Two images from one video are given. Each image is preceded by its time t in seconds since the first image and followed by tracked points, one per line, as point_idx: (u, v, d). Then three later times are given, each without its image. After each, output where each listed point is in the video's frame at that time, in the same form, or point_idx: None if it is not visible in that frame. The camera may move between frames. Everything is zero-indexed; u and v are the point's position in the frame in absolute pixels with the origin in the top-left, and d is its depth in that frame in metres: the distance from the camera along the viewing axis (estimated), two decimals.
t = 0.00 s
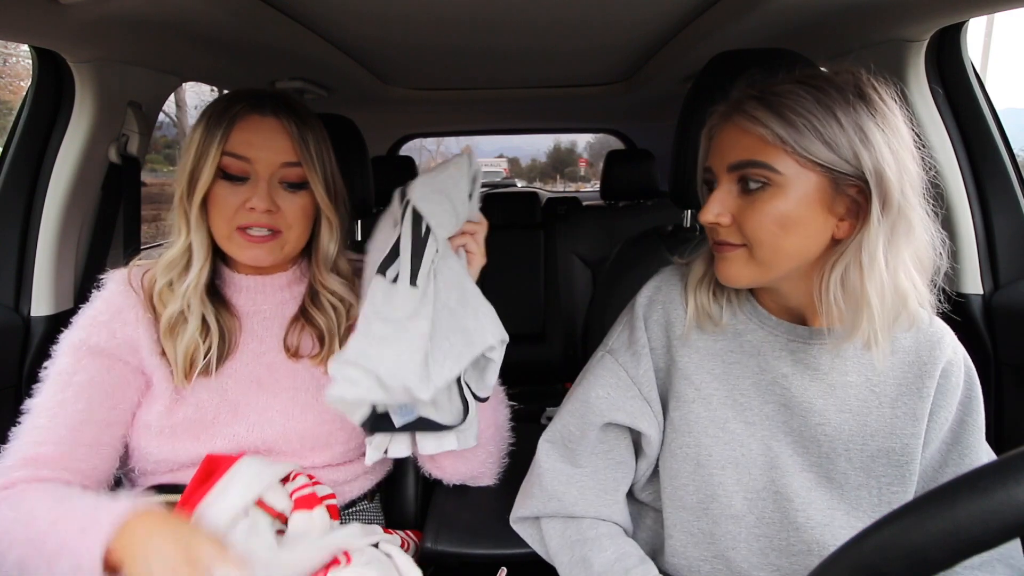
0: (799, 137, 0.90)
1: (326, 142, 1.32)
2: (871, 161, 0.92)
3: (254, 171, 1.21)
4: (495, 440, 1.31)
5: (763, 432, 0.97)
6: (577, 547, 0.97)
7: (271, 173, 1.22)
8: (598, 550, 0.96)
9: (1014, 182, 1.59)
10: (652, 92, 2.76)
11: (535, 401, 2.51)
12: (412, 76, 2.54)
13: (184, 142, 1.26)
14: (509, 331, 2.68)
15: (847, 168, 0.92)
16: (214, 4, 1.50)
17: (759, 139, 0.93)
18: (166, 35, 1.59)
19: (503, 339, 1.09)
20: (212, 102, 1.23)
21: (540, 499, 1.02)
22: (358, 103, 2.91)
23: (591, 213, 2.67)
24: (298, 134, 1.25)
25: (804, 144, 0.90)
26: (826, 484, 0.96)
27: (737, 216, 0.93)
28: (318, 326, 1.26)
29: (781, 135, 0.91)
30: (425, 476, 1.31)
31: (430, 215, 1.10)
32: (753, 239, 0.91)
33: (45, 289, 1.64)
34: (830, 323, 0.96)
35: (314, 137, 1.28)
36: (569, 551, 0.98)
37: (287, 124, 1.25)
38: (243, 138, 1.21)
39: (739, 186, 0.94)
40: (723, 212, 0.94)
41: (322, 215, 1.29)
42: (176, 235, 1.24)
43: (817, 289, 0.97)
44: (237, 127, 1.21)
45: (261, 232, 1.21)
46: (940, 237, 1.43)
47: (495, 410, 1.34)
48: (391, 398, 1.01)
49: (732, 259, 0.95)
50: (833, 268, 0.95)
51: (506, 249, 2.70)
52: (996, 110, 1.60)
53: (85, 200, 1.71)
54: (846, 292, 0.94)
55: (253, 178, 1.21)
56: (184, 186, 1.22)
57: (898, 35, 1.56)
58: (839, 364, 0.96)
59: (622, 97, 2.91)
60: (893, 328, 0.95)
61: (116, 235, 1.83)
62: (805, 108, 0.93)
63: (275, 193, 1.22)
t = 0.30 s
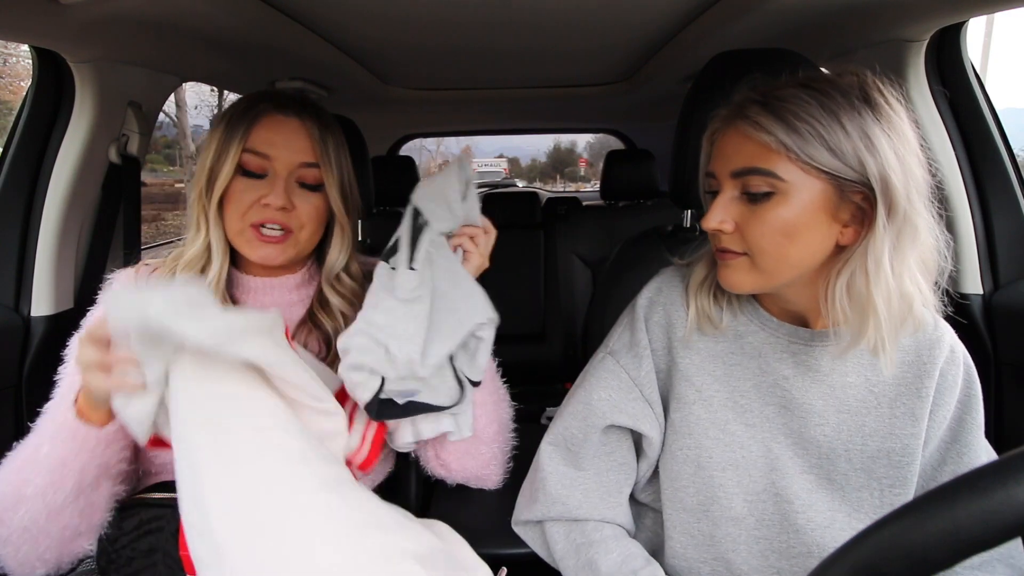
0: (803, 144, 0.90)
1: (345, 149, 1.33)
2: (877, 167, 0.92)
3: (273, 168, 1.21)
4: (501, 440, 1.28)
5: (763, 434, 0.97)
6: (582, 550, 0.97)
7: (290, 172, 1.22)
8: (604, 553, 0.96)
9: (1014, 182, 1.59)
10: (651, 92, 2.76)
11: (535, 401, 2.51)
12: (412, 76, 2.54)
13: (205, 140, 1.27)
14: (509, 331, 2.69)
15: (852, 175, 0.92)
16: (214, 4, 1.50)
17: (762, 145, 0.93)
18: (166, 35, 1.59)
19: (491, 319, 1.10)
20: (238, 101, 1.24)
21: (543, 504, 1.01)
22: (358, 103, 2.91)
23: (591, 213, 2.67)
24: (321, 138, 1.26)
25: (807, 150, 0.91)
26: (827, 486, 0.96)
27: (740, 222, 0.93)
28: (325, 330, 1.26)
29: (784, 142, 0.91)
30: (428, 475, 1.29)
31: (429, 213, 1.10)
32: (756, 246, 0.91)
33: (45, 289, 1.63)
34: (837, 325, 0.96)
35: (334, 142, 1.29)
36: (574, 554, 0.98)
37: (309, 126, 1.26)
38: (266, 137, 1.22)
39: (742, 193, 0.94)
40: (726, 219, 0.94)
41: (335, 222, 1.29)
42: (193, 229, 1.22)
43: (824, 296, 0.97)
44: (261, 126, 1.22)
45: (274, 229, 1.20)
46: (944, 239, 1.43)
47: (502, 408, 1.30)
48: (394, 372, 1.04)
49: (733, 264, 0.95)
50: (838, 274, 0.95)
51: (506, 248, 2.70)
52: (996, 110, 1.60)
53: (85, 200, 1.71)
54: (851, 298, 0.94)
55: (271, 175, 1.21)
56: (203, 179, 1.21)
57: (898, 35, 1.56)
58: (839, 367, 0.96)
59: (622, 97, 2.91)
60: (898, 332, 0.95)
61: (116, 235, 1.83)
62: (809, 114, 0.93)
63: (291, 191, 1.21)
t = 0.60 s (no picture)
0: (804, 144, 0.90)
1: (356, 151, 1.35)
2: (877, 168, 0.92)
3: (286, 160, 1.22)
4: (502, 445, 1.29)
5: (763, 436, 0.97)
6: (583, 553, 0.97)
7: (302, 165, 1.23)
8: (603, 556, 0.95)
9: (1014, 182, 1.59)
10: (651, 92, 2.76)
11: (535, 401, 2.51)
12: (412, 76, 2.54)
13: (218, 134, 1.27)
14: (509, 331, 2.69)
15: (853, 176, 0.92)
16: (214, 4, 1.50)
17: (762, 146, 0.93)
18: (165, 35, 1.59)
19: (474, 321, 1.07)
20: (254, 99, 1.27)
21: (543, 506, 1.01)
22: (358, 103, 2.91)
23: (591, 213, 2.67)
24: (334, 132, 1.28)
25: (808, 151, 0.90)
26: (826, 488, 0.96)
27: (740, 222, 0.93)
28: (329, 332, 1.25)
29: (784, 141, 0.91)
30: (428, 478, 1.30)
31: (422, 212, 1.19)
32: (756, 245, 0.91)
33: (45, 289, 1.63)
34: (836, 326, 0.96)
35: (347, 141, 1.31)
36: (575, 557, 0.97)
37: (324, 124, 1.28)
38: (280, 129, 1.23)
39: (744, 192, 0.94)
40: (726, 218, 0.94)
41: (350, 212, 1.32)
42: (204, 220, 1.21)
43: (824, 298, 0.97)
44: (275, 120, 1.24)
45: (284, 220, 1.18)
46: (945, 242, 1.43)
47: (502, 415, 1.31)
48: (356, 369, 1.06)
49: (732, 265, 0.95)
50: (838, 277, 0.95)
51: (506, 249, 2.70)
52: (996, 110, 1.60)
53: (85, 200, 1.71)
54: (851, 300, 0.94)
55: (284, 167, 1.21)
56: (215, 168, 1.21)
57: (898, 35, 1.56)
58: (840, 368, 0.96)
59: (622, 97, 2.91)
60: (898, 335, 0.95)
61: (116, 235, 1.83)
62: (810, 114, 0.93)
63: (302, 182, 1.21)
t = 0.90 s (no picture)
0: (804, 144, 0.90)
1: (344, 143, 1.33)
2: (877, 168, 0.92)
3: (269, 159, 1.22)
4: (500, 444, 1.29)
5: (763, 437, 0.97)
6: (583, 554, 0.97)
7: (285, 162, 1.23)
8: (604, 556, 0.96)
9: (1014, 182, 1.59)
10: (651, 92, 2.76)
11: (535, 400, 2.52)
12: (412, 76, 2.54)
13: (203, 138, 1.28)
14: (510, 331, 2.68)
15: (854, 176, 0.92)
16: (213, 4, 1.50)
17: (763, 145, 0.93)
18: (166, 35, 1.59)
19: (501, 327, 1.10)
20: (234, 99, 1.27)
21: (544, 506, 1.01)
22: (358, 103, 2.91)
23: (591, 213, 2.67)
24: (317, 127, 1.27)
25: (809, 151, 0.90)
26: (827, 488, 0.96)
27: (740, 222, 0.93)
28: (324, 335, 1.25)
29: (785, 141, 0.91)
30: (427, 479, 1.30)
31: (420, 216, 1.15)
32: (756, 246, 0.91)
33: (45, 289, 1.63)
34: (836, 326, 0.96)
35: (332, 134, 1.29)
36: (575, 558, 0.97)
37: (306, 116, 1.27)
38: (261, 128, 1.22)
39: (744, 192, 0.94)
40: (726, 218, 0.94)
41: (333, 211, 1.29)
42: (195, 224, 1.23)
43: (824, 299, 0.97)
44: (255, 118, 1.23)
45: (269, 219, 1.18)
46: (945, 242, 1.43)
47: (499, 415, 1.31)
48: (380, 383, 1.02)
49: (732, 265, 0.95)
50: (837, 277, 0.95)
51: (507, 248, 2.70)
52: (996, 110, 1.60)
53: (85, 200, 1.70)
54: (851, 300, 0.94)
55: (267, 166, 1.21)
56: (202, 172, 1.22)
57: (898, 35, 1.56)
58: (840, 368, 0.96)
59: (622, 97, 2.91)
60: (898, 335, 0.95)
61: (116, 235, 1.83)
62: (811, 114, 0.93)
63: (286, 179, 1.21)
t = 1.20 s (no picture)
0: (804, 144, 0.90)
1: (327, 138, 1.31)
2: (877, 168, 0.92)
3: (251, 164, 1.20)
4: (498, 443, 1.29)
5: (763, 437, 0.97)
6: (583, 554, 0.97)
7: (268, 167, 1.21)
8: (604, 558, 0.96)
9: (1015, 182, 1.59)
10: (652, 91, 2.76)
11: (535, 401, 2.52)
12: (412, 76, 2.54)
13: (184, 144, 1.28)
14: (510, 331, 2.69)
15: (854, 176, 0.92)
16: (213, 4, 1.50)
17: (763, 145, 0.93)
18: (166, 35, 1.60)
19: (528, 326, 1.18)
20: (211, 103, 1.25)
21: (544, 507, 1.01)
22: (357, 103, 2.91)
23: (591, 213, 2.67)
24: (295, 125, 1.24)
25: (808, 151, 0.90)
26: (826, 488, 0.96)
27: (739, 221, 0.93)
28: (321, 336, 1.25)
29: (784, 141, 0.91)
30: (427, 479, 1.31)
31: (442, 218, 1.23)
32: (755, 247, 0.91)
33: (46, 289, 1.63)
34: (836, 326, 0.96)
35: (313, 131, 1.27)
36: (575, 558, 0.98)
37: (283, 116, 1.24)
38: (239, 133, 1.20)
39: (744, 192, 0.94)
40: (726, 218, 0.94)
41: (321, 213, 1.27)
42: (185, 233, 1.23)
43: (824, 299, 0.97)
44: (234, 122, 1.21)
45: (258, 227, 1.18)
46: (945, 243, 1.43)
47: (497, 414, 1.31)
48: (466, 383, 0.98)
49: (732, 266, 0.95)
50: (837, 277, 0.95)
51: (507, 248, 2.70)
52: (996, 110, 1.60)
53: (85, 200, 1.70)
54: (851, 300, 0.94)
55: (249, 172, 1.20)
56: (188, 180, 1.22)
57: (898, 35, 1.56)
58: (839, 369, 0.96)
59: (622, 97, 2.91)
60: (898, 336, 0.95)
61: (116, 235, 1.83)
62: (811, 114, 0.93)
63: (270, 184, 1.20)
